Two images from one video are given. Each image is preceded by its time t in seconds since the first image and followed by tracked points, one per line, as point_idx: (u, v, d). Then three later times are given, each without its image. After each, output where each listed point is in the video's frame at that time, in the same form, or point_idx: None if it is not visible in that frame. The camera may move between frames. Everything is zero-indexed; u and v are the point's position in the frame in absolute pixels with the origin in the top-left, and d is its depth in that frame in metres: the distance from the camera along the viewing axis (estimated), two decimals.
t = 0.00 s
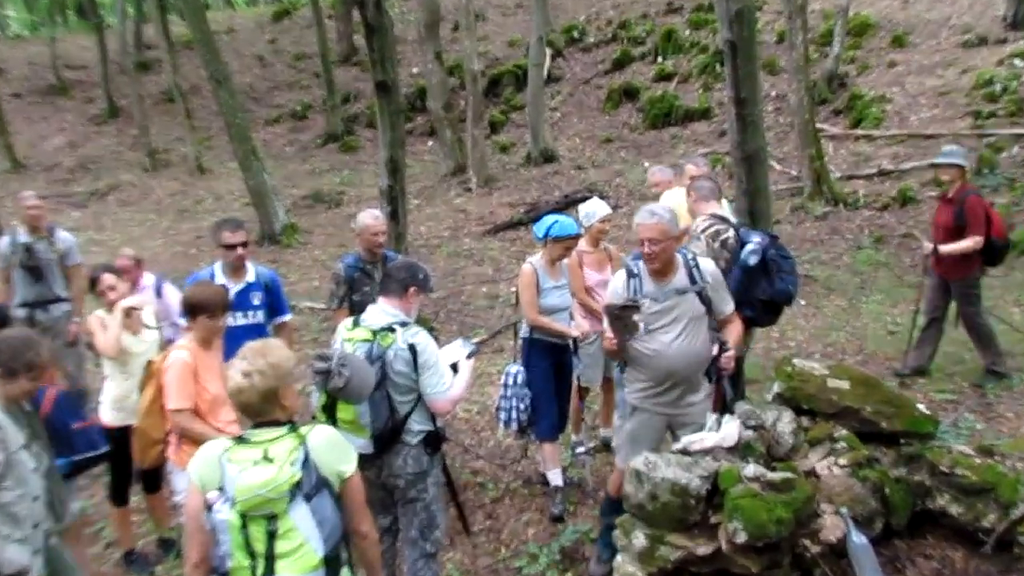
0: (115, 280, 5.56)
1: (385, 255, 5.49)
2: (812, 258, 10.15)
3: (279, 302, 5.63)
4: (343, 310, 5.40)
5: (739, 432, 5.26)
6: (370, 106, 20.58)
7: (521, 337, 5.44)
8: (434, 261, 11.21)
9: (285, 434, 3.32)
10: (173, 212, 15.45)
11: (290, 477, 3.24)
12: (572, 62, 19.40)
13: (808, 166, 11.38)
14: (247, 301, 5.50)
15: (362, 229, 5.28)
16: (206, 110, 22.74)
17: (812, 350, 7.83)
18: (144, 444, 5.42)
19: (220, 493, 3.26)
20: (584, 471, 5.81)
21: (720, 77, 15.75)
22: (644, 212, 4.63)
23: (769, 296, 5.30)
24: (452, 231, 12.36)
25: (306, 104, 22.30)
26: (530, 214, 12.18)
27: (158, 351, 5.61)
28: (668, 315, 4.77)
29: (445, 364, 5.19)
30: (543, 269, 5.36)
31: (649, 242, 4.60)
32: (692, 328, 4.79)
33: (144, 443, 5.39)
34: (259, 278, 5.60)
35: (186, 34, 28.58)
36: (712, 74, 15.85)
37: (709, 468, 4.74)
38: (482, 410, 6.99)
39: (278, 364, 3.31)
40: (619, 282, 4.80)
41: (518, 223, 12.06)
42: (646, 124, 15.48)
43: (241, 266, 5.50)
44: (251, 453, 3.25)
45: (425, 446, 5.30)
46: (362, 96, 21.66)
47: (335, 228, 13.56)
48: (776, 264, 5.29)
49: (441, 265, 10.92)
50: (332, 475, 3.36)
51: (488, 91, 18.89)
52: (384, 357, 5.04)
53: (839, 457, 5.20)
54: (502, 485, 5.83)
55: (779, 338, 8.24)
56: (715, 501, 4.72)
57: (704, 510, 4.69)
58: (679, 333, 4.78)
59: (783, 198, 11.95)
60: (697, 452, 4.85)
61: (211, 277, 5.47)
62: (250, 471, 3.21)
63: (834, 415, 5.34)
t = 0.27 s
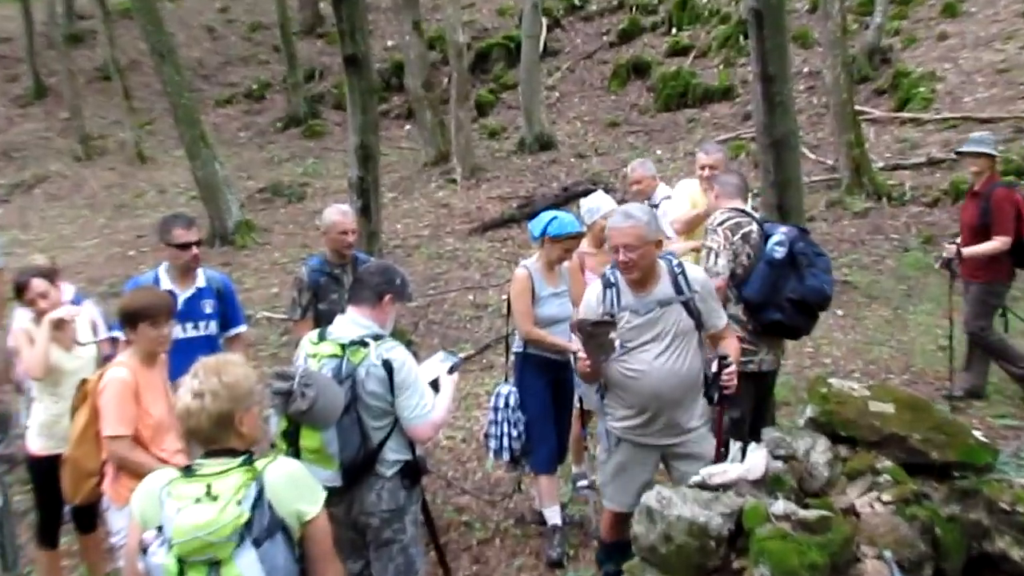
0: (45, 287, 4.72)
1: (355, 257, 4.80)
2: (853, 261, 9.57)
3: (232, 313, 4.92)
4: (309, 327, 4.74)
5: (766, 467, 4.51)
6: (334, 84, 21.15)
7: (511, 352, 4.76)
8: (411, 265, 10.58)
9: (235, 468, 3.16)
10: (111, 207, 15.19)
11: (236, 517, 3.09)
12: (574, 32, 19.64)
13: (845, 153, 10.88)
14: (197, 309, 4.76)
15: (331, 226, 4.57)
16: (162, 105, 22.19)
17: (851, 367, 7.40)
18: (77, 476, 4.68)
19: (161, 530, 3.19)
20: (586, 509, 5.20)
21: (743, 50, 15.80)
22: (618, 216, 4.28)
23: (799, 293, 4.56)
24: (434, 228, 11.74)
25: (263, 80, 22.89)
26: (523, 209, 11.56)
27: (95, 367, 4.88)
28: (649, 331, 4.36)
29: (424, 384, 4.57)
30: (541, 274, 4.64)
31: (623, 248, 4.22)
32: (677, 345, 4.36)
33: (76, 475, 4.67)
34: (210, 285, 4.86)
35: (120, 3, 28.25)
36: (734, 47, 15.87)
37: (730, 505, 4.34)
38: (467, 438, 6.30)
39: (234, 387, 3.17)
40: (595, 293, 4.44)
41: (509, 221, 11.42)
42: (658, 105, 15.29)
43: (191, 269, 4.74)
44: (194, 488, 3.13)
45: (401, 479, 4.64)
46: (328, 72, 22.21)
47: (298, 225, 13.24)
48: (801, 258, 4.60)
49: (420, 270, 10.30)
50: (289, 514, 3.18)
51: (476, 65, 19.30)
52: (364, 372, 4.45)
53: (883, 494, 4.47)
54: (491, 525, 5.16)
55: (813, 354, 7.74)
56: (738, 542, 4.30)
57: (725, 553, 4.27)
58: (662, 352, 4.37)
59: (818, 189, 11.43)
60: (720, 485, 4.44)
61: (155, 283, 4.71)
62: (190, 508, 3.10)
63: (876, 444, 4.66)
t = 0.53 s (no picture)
0: None
1: (332, 252, 4.23)
2: (908, 258, 8.98)
3: (191, 317, 4.34)
4: (283, 334, 4.17)
5: (806, 494, 3.91)
6: (307, 55, 21.09)
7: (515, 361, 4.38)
8: (398, 260, 10.11)
9: (192, 495, 2.97)
10: (53, 194, 14.90)
11: (191, 549, 2.91)
12: None
13: (899, 134, 10.28)
14: (151, 312, 4.18)
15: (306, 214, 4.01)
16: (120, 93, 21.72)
17: (906, 381, 6.86)
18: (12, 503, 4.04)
19: (110, 564, 3.00)
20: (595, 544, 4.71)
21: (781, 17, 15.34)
22: (602, 206, 3.91)
23: (844, 287, 3.99)
24: (423, 219, 11.28)
25: (228, 51, 23.17)
26: (526, 196, 11.04)
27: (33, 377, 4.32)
28: (640, 336, 3.95)
29: (413, 397, 3.93)
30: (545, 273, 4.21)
31: (607, 240, 3.83)
32: (672, 350, 3.95)
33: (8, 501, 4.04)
34: (165, 283, 4.28)
35: None
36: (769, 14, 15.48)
37: (764, 537, 3.70)
38: (460, 461, 5.77)
39: (194, 398, 2.99)
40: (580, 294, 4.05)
41: (510, 212, 10.88)
42: (683, 78, 14.92)
43: (144, 266, 4.15)
44: (147, 518, 2.96)
45: (383, 508, 4.02)
46: (302, 41, 22.24)
47: (263, 215, 12.79)
48: (846, 247, 4.02)
49: (408, 266, 9.82)
50: (255, 547, 2.95)
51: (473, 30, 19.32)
52: (342, 384, 3.85)
53: (941, 527, 3.86)
54: (487, 562, 4.66)
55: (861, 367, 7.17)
56: None
57: None
58: (655, 360, 3.96)
59: (866, 175, 10.88)
60: (751, 517, 3.83)
61: (102, 280, 4.13)
62: (142, 541, 2.94)
63: (934, 469, 4.07)
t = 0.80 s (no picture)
0: None
1: (319, 244, 4.01)
2: (950, 251, 8.51)
3: (168, 316, 4.02)
4: (266, 334, 3.82)
5: (839, 506, 3.57)
6: (295, 29, 20.83)
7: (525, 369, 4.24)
8: (394, 252, 9.81)
9: (175, 508, 2.66)
10: (16, 180, 14.52)
11: (179, 567, 2.60)
12: None
13: (940, 115, 9.94)
14: (125, 310, 3.86)
15: (295, 204, 3.80)
16: (87, 71, 21.32)
17: (946, 385, 6.37)
18: None
19: None
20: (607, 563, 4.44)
21: None
22: (582, 196, 3.65)
23: (882, 285, 3.70)
24: (420, 208, 11.04)
25: (209, 23, 22.77)
26: (531, 183, 10.74)
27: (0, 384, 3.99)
28: (630, 336, 3.69)
29: (409, 401, 3.59)
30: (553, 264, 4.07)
31: (587, 233, 3.57)
32: (665, 350, 3.68)
33: None
34: (141, 279, 3.97)
35: None
36: None
37: (794, 552, 3.36)
38: (461, 472, 5.48)
39: (173, 404, 2.69)
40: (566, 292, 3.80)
41: (513, 199, 10.65)
42: (705, 55, 14.57)
43: (117, 260, 3.83)
44: (126, 534, 2.64)
45: (377, 523, 3.68)
46: (288, 13, 21.86)
47: (245, 203, 12.49)
48: (882, 240, 3.76)
49: (404, 259, 9.52)
50: (243, 565, 2.65)
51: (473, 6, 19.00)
52: (333, 388, 3.52)
53: (985, 544, 3.58)
54: None
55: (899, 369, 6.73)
56: None
57: None
58: (649, 361, 3.68)
59: (904, 160, 10.50)
60: (778, 531, 3.48)
61: (71, 275, 3.83)
62: (123, 560, 2.61)
63: (977, 480, 3.81)
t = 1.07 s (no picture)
0: None
1: (305, 235, 3.86)
2: (996, 245, 7.88)
3: (142, 315, 3.81)
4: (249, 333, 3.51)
5: (874, 524, 3.26)
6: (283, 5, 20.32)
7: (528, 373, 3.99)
8: (388, 245, 9.52)
9: (151, 528, 2.45)
10: None
11: None
12: None
13: (985, 95, 9.24)
14: (95, 308, 3.66)
15: (279, 196, 3.70)
16: (53, 48, 20.74)
17: (992, 391, 5.89)
18: None
19: None
20: None
21: None
22: (572, 189, 3.34)
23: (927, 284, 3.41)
24: (415, 198, 10.73)
25: None
26: (534, 169, 10.41)
27: None
28: (632, 339, 3.38)
29: (402, 407, 3.26)
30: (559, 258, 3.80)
31: (580, 230, 3.27)
32: (672, 352, 3.37)
33: None
34: (112, 276, 3.75)
35: None
36: None
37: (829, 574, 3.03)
38: (460, 487, 5.22)
39: (146, 414, 2.52)
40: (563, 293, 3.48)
41: (517, 188, 10.30)
42: (727, 31, 14.14)
43: (87, 255, 3.62)
44: (96, 557, 2.41)
45: (369, 541, 3.33)
46: None
47: (224, 190, 12.06)
48: (926, 234, 3.45)
49: (399, 254, 9.23)
50: None
51: None
52: (321, 395, 3.20)
53: None
54: None
55: (938, 375, 6.26)
56: None
57: None
58: (655, 365, 3.37)
59: (947, 145, 9.76)
60: (808, 551, 3.14)
61: (37, 270, 3.60)
62: None
63: None
